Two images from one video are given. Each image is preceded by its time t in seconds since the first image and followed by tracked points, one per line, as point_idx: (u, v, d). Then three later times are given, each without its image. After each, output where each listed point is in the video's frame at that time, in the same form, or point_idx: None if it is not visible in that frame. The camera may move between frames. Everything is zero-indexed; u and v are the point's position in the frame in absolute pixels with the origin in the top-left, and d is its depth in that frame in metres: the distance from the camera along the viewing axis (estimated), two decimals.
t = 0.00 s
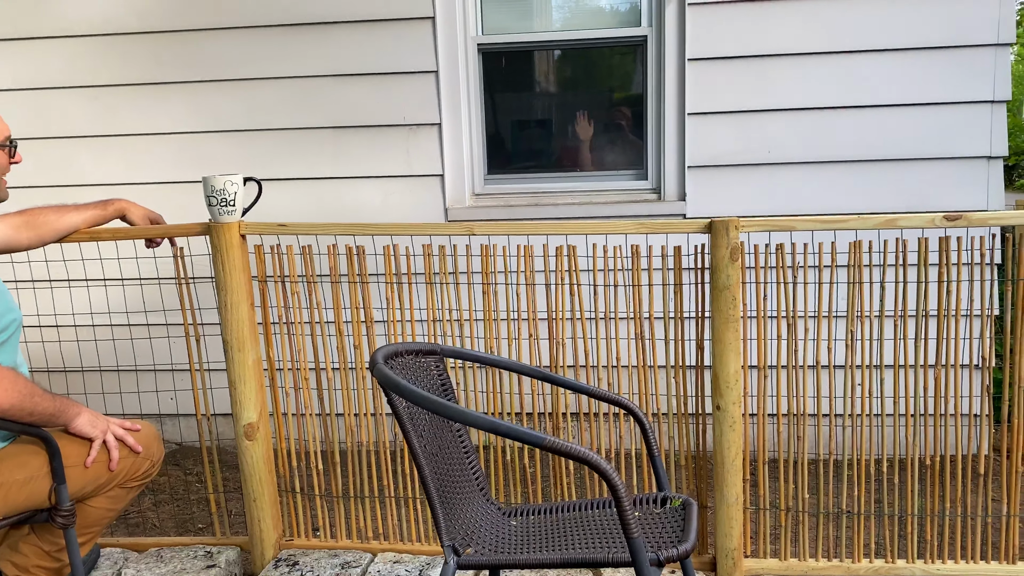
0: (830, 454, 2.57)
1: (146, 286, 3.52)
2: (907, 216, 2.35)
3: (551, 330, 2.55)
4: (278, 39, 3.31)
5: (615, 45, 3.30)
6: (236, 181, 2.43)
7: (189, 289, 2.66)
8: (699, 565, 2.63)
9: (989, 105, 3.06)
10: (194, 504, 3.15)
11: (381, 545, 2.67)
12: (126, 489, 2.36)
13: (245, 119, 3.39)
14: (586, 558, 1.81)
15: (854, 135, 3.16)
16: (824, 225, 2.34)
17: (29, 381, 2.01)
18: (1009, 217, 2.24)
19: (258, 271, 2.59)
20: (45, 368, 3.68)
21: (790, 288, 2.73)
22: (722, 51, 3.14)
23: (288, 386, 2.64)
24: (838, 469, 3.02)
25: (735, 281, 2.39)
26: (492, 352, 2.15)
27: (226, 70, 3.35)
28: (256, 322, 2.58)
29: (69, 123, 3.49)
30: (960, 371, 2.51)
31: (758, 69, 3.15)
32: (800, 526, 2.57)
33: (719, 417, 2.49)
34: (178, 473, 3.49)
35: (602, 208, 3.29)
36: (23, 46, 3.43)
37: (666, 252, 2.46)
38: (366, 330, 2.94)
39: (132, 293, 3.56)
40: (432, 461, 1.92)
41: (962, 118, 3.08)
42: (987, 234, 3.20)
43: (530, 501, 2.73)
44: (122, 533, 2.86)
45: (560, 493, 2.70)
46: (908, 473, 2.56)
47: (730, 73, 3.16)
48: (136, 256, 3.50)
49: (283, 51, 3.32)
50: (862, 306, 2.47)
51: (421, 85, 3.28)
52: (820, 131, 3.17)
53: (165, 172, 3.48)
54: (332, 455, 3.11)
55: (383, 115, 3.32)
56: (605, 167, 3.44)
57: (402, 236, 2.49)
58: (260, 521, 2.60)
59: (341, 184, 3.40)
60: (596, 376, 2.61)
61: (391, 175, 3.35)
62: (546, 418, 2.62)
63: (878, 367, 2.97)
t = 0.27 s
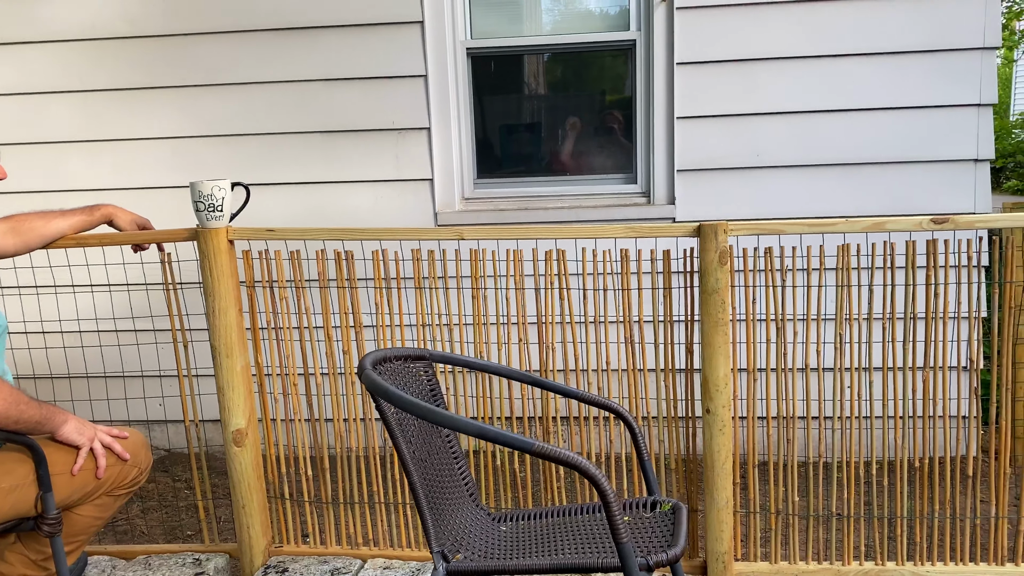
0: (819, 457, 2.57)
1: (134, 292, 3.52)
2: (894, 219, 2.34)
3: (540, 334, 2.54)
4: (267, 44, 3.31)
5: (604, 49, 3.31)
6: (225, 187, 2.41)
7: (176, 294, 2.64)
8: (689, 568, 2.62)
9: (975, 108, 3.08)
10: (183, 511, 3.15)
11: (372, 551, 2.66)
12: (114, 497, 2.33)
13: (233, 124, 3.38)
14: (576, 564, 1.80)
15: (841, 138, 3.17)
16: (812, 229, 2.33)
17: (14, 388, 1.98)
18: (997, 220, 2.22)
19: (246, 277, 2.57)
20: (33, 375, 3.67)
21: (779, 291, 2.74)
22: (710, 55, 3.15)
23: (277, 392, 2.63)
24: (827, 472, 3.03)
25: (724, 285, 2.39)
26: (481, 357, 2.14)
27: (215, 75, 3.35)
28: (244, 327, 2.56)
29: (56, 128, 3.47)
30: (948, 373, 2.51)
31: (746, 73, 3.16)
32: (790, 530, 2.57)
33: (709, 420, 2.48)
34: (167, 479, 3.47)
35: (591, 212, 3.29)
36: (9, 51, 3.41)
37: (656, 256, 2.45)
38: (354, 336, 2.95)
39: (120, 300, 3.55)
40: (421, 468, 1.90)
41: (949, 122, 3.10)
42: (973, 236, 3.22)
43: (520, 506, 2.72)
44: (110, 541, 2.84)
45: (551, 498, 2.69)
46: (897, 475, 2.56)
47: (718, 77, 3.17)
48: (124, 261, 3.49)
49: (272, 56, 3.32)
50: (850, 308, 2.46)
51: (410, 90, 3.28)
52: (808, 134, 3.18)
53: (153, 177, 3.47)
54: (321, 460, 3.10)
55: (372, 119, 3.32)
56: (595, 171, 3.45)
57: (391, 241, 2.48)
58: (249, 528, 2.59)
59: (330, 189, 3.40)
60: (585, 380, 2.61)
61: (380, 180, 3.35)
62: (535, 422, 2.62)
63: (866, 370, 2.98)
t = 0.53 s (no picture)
0: (810, 459, 2.57)
1: (123, 297, 3.51)
2: (883, 222, 2.33)
3: (531, 338, 2.54)
4: (257, 48, 3.30)
5: (595, 51, 3.32)
6: (215, 192, 2.40)
7: (166, 299, 2.63)
8: (681, 571, 2.62)
9: (963, 112, 3.10)
10: (174, 516, 3.14)
11: (363, 556, 2.66)
12: (104, 503, 2.31)
13: (224, 128, 3.38)
14: (568, 568, 1.80)
15: (830, 142, 3.19)
16: (802, 232, 2.32)
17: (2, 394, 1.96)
18: (984, 222, 2.23)
19: (236, 281, 2.56)
20: (22, 381, 3.65)
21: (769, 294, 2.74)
22: (699, 58, 3.17)
23: (268, 397, 2.62)
24: (818, 474, 3.04)
25: (714, 287, 2.38)
26: (471, 362, 2.13)
27: (205, 79, 3.35)
28: (234, 332, 2.55)
29: (45, 132, 3.46)
30: (937, 375, 2.52)
31: (736, 77, 3.18)
32: (781, 532, 2.58)
33: (700, 423, 2.47)
34: (157, 485, 3.46)
35: (582, 215, 3.30)
36: None
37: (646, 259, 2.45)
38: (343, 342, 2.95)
39: (109, 305, 3.54)
40: (412, 473, 1.88)
41: (937, 125, 3.12)
42: (961, 239, 3.24)
43: (512, 510, 2.72)
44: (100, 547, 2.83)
45: (542, 502, 2.69)
46: (887, 477, 2.56)
47: (708, 81, 3.19)
48: (113, 266, 3.49)
49: (262, 60, 3.31)
50: (840, 311, 2.46)
51: (401, 94, 3.29)
52: (798, 137, 3.20)
53: (143, 182, 3.46)
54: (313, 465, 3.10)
55: (363, 123, 3.33)
56: (586, 174, 3.46)
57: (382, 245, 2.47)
58: (240, 533, 2.58)
59: (321, 193, 3.40)
60: (577, 383, 2.61)
61: (371, 184, 3.35)
62: (527, 426, 2.62)
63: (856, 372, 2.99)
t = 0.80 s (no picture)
0: (803, 461, 2.57)
1: (115, 301, 3.51)
2: (875, 224, 2.33)
3: (525, 341, 2.54)
4: (251, 52, 3.30)
5: (589, 55, 3.33)
6: (207, 197, 2.39)
7: (158, 303, 2.62)
8: (675, 574, 2.62)
9: (954, 114, 3.12)
10: (166, 521, 3.14)
11: (356, 560, 2.65)
12: (96, 508, 2.29)
13: (217, 132, 3.38)
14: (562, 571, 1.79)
15: (823, 144, 3.20)
16: (794, 234, 2.31)
17: None
18: (975, 224, 2.23)
19: (229, 285, 2.56)
20: (13, 386, 3.64)
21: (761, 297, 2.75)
22: (691, 62, 3.18)
23: (261, 401, 2.62)
24: (811, 476, 3.04)
25: (708, 290, 2.37)
26: (465, 365, 2.12)
27: (198, 83, 3.34)
28: (227, 336, 2.54)
29: (36, 136, 3.45)
30: (929, 377, 2.52)
31: (728, 80, 3.19)
32: (774, 535, 2.58)
33: (693, 425, 2.47)
34: (150, 490, 3.45)
35: (575, 218, 3.31)
36: None
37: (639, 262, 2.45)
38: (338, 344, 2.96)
39: (101, 309, 3.53)
40: (405, 477, 1.87)
41: (928, 127, 3.14)
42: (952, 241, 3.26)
43: (506, 514, 2.72)
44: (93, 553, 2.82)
45: (536, 505, 2.69)
46: (880, 478, 2.56)
47: (700, 84, 3.20)
48: (105, 270, 3.48)
49: (256, 63, 3.31)
50: (832, 313, 2.47)
51: (394, 97, 3.29)
52: (790, 140, 3.21)
53: (135, 186, 3.46)
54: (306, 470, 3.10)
55: (356, 127, 3.33)
56: (579, 178, 3.47)
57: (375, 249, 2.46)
58: (234, 538, 2.57)
59: (314, 196, 3.40)
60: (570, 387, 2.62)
61: (364, 187, 3.35)
62: (520, 429, 2.62)
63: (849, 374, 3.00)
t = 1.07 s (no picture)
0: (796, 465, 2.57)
1: (107, 304, 3.50)
2: (868, 228, 2.33)
3: (518, 344, 2.54)
4: (244, 54, 3.30)
5: (583, 58, 3.33)
6: (199, 199, 2.39)
7: (151, 306, 2.61)
8: None
9: (946, 118, 3.13)
10: (158, 526, 3.13)
11: (350, 564, 2.65)
12: (87, 514, 2.26)
13: (210, 135, 3.37)
14: None
15: (816, 147, 3.21)
16: (787, 237, 2.31)
17: None
18: (968, 227, 2.23)
19: (222, 289, 2.55)
20: (4, 390, 3.63)
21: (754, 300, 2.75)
22: (685, 65, 3.18)
23: (254, 405, 2.61)
24: (804, 479, 3.05)
25: (701, 293, 2.37)
26: (459, 368, 2.11)
27: (191, 85, 3.34)
28: (219, 340, 2.53)
29: (28, 139, 3.43)
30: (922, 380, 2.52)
31: (722, 83, 3.19)
32: (768, 538, 2.58)
33: (687, 429, 2.46)
34: (142, 494, 3.43)
35: (569, 221, 3.31)
36: None
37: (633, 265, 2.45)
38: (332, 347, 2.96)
39: (93, 313, 3.52)
40: (398, 481, 1.85)
41: (921, 130, 3.15)
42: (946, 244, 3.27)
43: (499, 518, 2.71)
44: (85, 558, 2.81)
45: (530, 509, 2.68)
46: (873, 481, 2.56)
47: (694, 87, 3.20)
48: (97, 274, 3.47)
49: (249, 66, 3.31)
50: (826, 316, 2.47)
51: (388, 100, 3.29)
52: (784, 143, 3.22)
53: (128, 188, 3.45)
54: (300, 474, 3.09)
55: (350, 129, 3.32)
56: (573, 180, 3.47)
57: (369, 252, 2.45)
58: (226, 542, 2.56)
59: (308, 199, 3.39)
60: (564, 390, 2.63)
61: (358, 190, 3.35)
62: (514, 432, 2.61)
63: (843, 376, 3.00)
